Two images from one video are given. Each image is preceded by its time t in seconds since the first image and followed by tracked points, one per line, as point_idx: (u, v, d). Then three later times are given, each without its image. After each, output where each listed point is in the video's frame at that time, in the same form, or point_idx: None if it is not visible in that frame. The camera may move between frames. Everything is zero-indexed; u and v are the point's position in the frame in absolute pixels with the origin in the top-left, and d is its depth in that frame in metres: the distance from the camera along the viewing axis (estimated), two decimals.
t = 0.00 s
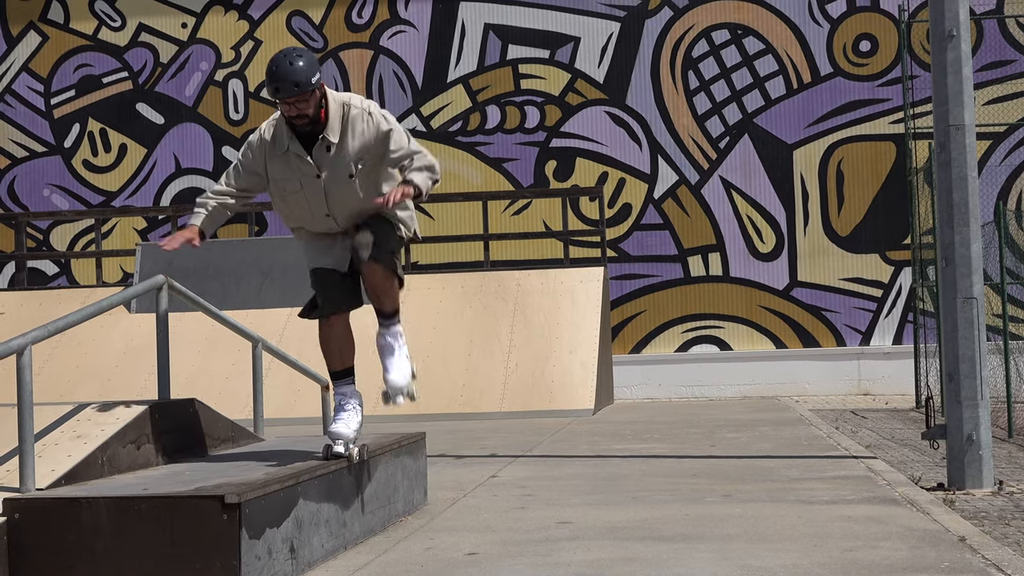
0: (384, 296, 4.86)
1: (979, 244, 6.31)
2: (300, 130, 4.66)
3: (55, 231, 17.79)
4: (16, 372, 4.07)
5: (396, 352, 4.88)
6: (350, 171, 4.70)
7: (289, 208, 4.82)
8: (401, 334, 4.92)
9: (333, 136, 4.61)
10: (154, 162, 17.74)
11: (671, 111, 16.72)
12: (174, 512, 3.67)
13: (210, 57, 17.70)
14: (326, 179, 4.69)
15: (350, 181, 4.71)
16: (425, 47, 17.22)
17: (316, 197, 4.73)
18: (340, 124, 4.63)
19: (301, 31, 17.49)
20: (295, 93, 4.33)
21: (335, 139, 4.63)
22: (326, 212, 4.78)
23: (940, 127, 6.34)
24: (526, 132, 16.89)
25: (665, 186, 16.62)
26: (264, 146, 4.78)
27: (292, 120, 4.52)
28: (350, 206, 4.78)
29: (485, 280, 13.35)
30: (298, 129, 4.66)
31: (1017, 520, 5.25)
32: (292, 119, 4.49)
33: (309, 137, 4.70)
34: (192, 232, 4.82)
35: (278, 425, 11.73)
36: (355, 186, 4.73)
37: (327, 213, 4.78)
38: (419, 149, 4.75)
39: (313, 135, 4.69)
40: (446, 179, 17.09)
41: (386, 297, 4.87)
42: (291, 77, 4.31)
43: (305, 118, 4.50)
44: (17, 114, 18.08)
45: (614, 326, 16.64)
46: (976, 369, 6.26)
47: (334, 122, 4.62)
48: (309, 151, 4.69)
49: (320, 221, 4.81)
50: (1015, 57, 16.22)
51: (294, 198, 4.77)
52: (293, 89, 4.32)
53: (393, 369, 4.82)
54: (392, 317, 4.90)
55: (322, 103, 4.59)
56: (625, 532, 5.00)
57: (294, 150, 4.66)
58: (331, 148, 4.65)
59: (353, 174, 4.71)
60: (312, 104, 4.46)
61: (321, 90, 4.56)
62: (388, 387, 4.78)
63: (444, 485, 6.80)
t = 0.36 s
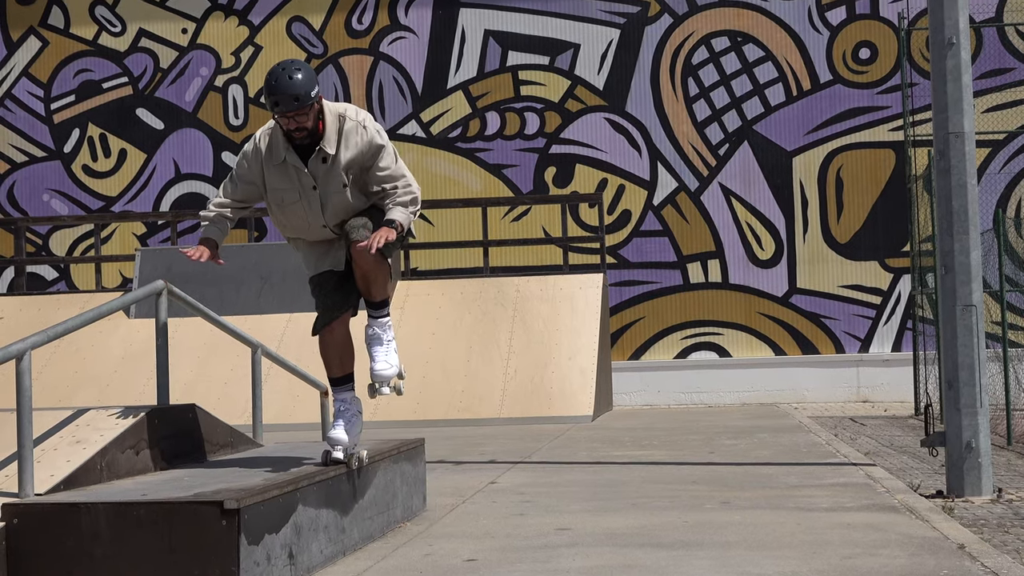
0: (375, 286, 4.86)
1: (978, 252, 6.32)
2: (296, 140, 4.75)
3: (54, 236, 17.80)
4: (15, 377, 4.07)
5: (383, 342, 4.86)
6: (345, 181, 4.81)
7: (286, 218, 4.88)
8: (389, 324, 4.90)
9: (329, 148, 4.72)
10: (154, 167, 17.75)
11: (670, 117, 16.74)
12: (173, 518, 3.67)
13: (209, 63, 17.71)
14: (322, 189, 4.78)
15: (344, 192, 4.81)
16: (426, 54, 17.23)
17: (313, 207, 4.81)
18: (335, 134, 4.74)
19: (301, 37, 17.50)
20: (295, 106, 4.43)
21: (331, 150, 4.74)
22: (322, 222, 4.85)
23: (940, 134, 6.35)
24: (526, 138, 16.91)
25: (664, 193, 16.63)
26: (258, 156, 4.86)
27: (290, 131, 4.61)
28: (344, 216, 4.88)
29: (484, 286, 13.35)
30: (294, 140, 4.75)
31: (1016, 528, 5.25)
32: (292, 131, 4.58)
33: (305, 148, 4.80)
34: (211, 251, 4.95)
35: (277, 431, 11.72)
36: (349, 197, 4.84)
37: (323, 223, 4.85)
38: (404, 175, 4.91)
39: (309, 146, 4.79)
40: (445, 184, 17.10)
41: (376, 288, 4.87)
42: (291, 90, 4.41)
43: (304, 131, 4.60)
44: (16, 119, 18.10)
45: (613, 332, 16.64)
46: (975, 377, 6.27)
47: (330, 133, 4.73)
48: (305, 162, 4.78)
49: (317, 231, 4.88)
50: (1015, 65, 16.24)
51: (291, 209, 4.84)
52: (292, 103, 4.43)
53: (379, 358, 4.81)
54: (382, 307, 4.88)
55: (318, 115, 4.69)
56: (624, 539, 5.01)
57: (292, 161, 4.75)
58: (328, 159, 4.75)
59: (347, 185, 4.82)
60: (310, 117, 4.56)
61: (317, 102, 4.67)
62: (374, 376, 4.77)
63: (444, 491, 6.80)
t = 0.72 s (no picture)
0: (377, 296, 4.85)
1: (977, 258, 6.32)
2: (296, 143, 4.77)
3: (53, 241, 17.80)
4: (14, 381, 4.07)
5: (386, 353, 4.90)
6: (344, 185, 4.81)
7: (286, 222, 4.87)
8: (390, 336, 4.93)
9: (329, 150, 4.74)
10: (153, 171, 17.76)
11: (670, 122, 16.76)
12: (172, 523, 3.68)
13: (209, 67, 17.72)
14: (322, 192, 4.79)
15: (344, 195, 4.82)
16: (425, 59, 17.25)
17: (313, 210, 4.81)
18: (335, 136, 4.76)
19: (301, 42, 17.52)
20: (295, 108, 4.44)
21: (331, 152, 4.75)
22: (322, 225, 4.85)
23: (939, 139, 6.37)
24: (525, 143, 16.92)
25: (664, 198, 16.65)
26: (258, 160, 4.86)
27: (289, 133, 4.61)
28: (344, 220, 4.88)
29: (483, 291, 13.35)
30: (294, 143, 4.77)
31: (1015, 533, 5.25)
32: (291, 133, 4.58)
33: (304, 151, 4.81)
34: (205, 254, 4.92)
35: (275, 435, 11.71)
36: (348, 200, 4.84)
37: (324, 227, 4.84)
38: (396, 182, 4.85)
39: (309, 148, 4.80)
40: (444, 189, 17.12)
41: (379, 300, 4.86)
42: (291, 91, 4.42)
43: (304, 133, 4.61)
44: (16, 124, 18.11)
45: (612, 337, 16.65)
46: (974, 383, 6.27)
47: (330, 137, 4.75)
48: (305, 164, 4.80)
49: (317, 235, 4.88)
50: (1014, 71, 16.26)
51: (292, 212, 4.83)
52: (293, 105, 4.43)
53: (383, 370, 4.84)
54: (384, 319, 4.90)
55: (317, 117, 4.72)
56: (623, 544, 5.01)
57: (292, 163, 4.76)
58: (328, 160, 4.76)
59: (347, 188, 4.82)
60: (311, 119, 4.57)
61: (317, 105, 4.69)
62: (377, 388, 4.81)
63: (443, 496, 6.79)
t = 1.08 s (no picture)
0: (378, 317, 4.85)
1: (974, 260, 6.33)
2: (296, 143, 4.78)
3: (51, 246, 17.80)
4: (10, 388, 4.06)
5: (384, 374, 4.87)
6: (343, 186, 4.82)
7: (286, 224, 4.87)
8: (388, 356, 4.92)
9: (328, 151, 4.75)
10: (151, 177, 17.75)
11: (667, 126, 16.77)
12: (169, 529, 3.68)
13: (206, 72, 17.73)
14: (321, 192, 4.80)
15: (343, 196, 4.83)
16: (423, 63, 17.25)
17: (313, 211, 4.82)
18: (333, 136, 4.78)
19: (298, 47, 17.52)
20: (292, 107, 4.44)
21: (330, 152, 4.77)
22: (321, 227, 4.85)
23: (935, 143, 6.37)
24: (522, 147, 16.93)
25: (661, 202, 16.66)
26: (258, 162, 4.89)
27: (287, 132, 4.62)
28: (344, 222, 4.88)
29: (481, 295, 13.34)
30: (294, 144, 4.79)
31: (1012, 537, 5.25)
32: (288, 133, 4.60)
33: (304, 151, 4.83)
34: (217, 268, 4.87)
35: (273, 440, 11.71)
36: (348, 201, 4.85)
37: (323, 228, 4.85)
38: (392, 186, 4.84)
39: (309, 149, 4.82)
40: (441, 194, 17.12)
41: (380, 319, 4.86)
42: (288, 89, 4.43)
43: (301, 132, 4.62)
44: (13, 129, 18.11)
45: (610, 341, 16.65)
46: (971, 386, 6.29)
47: (328, 136, 4.77)
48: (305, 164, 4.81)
49: (317, 237, 4.87)
50: (1010, 74, 16.29)
51: (292, 213, 4.84)
52: (288, 104, 4.44)
53: (379, 392, 4.83)
54: (383, 339, 4.90)
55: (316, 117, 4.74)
56: (620, 548, 5.00)
57: (292, 164, 4.77)
58: (327, 161, 4.77)
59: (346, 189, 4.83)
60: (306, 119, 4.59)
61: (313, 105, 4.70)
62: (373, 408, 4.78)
63: (440, 501, 6.79)
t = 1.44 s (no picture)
0: (407, 387, 4.99)
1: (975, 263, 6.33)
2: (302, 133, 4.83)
3: (51, 250, 17.82)
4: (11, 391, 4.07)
5: (417, 440, 4.96)
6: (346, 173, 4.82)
7: (292, 216, 4.89)
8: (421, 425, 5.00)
9: (330, 138, 4.77)
10: (151, 180, 17.77)
11: (667, 129, 16.77)
12: (169, 531, 3.68)
13: (206, 76, 17.74)
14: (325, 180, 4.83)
15: (348, 185, 4.83)
16: (423, 66, 17.25)
17: (317, 201, 4.84)
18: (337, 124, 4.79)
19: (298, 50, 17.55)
20: (291, 87, 4.52)
21: (334, 139, 4.78)
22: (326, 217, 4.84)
23: (935, 145, 6.37)
24: (522, 150, 16.94)
25: (661, 205, 16.67)
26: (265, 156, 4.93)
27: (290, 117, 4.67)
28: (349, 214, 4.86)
29: (481, 298, 13.32)
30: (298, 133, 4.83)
31: (1013, 539, 5.25)
32: (290, 117, 4.64)
33: (308, 141, 4.86)
34: (244, 284, 5.04)
35: (273, 443, 11.71)
36: (352, 189, 4.84)
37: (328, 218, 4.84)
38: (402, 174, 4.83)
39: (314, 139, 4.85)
40: (441, 197, 17.13)
41: (410, 388, 4.99)
42: (287, 67, 4.51)
43: (303, 116, 4.66)
44: (14, 133, 18.13)
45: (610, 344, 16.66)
46: (971, 388, 6.28)
47: (331, 122, 4.77)
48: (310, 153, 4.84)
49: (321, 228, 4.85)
50: (1011, 77, 16.29)
51: (298, 204, 4.86)
52: (288, 84, 4.52)
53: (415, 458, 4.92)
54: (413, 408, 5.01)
55: (319, 101, 4.73)
56: (620, 551, 5.00)
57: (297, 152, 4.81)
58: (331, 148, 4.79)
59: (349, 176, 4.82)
60: (308, 100, 4.62)
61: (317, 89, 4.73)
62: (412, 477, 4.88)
63: (440, 504, 6.78)
